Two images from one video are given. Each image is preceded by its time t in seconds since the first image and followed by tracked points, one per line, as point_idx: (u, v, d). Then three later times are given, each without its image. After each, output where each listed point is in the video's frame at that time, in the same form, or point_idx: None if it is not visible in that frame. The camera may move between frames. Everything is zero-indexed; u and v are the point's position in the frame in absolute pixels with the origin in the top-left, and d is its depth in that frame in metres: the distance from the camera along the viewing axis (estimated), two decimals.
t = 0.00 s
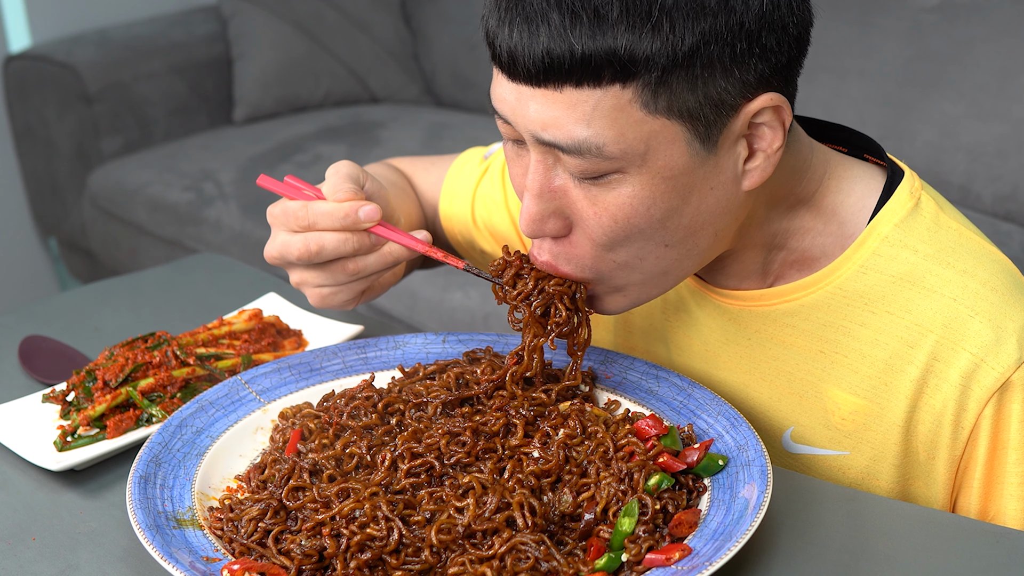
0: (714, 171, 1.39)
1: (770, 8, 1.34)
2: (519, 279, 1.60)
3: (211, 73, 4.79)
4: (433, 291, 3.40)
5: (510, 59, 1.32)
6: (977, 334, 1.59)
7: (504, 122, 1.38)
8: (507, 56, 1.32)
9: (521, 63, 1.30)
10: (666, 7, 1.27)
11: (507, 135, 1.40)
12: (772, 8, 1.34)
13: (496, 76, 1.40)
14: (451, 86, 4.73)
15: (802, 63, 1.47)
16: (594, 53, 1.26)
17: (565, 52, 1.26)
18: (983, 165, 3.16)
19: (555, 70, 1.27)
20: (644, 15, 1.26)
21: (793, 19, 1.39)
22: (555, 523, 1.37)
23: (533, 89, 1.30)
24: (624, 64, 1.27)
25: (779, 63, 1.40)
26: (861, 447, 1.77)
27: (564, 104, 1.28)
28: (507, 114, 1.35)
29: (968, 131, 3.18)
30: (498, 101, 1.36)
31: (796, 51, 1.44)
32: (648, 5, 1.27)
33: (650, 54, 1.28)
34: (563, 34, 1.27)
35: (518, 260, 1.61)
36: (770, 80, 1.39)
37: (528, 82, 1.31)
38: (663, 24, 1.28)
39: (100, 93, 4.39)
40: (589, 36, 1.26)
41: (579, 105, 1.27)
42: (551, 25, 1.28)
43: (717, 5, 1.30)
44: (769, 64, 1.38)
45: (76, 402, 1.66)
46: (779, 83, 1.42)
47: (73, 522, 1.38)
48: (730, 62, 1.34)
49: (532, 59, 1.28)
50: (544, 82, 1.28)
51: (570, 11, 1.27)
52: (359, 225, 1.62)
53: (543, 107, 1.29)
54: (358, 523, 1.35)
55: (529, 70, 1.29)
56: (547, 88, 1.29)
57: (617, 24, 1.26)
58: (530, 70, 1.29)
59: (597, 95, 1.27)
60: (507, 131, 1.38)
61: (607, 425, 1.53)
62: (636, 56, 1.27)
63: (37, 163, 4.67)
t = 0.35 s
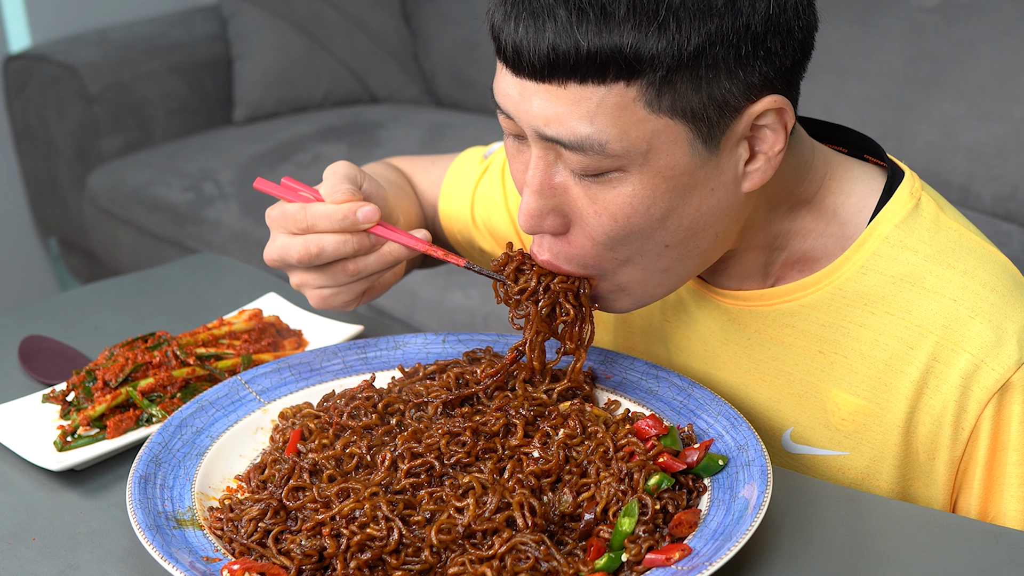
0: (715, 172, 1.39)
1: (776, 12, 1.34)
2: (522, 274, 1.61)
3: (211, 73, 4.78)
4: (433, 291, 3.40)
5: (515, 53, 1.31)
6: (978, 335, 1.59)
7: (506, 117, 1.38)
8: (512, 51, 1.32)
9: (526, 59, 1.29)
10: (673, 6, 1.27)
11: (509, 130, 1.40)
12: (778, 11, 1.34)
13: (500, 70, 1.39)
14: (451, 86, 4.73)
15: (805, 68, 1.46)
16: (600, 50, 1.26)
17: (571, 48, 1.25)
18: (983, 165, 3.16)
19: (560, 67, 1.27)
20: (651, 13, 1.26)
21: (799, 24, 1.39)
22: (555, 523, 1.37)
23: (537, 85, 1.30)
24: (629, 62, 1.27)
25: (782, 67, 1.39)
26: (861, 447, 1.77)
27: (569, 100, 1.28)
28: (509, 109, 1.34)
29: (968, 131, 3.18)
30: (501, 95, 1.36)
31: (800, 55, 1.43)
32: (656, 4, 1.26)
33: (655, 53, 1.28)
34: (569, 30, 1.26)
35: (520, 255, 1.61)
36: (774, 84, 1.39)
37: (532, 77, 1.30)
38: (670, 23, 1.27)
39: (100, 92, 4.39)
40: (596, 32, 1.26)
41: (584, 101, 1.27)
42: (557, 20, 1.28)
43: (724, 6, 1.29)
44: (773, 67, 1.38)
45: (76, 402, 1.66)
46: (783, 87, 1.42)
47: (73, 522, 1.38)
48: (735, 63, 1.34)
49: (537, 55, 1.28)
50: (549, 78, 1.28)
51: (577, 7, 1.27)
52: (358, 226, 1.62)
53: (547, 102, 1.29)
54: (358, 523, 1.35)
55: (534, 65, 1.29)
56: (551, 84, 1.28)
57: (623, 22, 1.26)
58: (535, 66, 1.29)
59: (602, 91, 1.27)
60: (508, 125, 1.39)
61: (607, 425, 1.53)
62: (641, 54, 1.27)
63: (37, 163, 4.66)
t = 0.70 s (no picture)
0: (716, 178, 1.39)
1: (776, 19, 1.33)
2: (516, 280, 1.60)
3: (211, 73, 4.78)
4: (433, 291, 3.40)
5: (513, 66, 1.31)
6: (980, 335, 1.59)
7: (507, 125, 1.38)
8: (510, 63, 1.32)
9: (524, 71, 1.29)
10: (671, 17, 1.26)
11: (510, 138, 1.40)
12: (777, 18, 1.34)
13: (499, 79, 1.39)
14: (451, 86, 4.73)
15: (806, 71, 1.47)
16: (598, 63, 1.25)
17: (569, 61, 1.25)
18: (983, 165, 3.16)
19: (558, 79, 1.27)
20: (649, 25, 1.26)
21: (798, 30, 1.38)
22: (555, 523, 1.37)
23: (536, 96, 1.30)
24: (628, 74, 1.26)
25: (782, 73, 1.39)
26: (863, 447, 1.77)
27: (568, 111, 1.28)
28: (510, 118, 1.35)
29: (968, 131, 3.18)
30: (502, 105, 1.37)
31: (801, 59, 1.43)
32: (654, 15, 1.26)
33: (654, 64, 1.28)
34: (567, 42, 1.26)
35: (514, 260, 1.61)
36: (773, 90, 1.39)
37: (530, 89, 1.30)
38: (668, 34, 1.27)
39: (100, 93, 4.38)
40: (593, 45, 1.25)
41: (584, 113, 1.27)
42: (554, 32, 1.27)
43: (722, 16, 1.29)
44: (772, 74, 1.38)
45: (76, 402, 1.66)
46: (784, 91, 1.42)
47: (73, 522, 1.38)
48: (734, 73, 1.34)
49: (535, 68, 1.28)
50: (547, 90, 1.28)
51: (574, 20, 1.27)
52: (354, 229, 1.61)
53: (547, 113, 1.29)
54: (358, 523, 1.35)
55: (532, 78, 1.29)
56: (549, 96, 1.28)
57: (621, 33, 1.26)
58: (533, 79, 1.29)
59: (601, 103, 1.27)
60: (509, 133, 1.39)
61: (607, 425, 1.53)
62: (640, 65, 1.27)
63: (37, 163, 4.66)
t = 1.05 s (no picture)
0: (712, 193, 1.39)
1: (784, 37, 1.33)
2: (518, 279, 1.60)
3: (211, 73, 4.79)
4: (433, 291, 3.40)
5: (518, 65, 1.31)
6: (983, 336, 1.59)
7: (506, 125, 1.38)
8: (516, 62, 1.31)
9: (529, 71, 1.29)
10: (680, 27, 1.26)
11: (508, 138, 1.40)
12: (786, 37, 1.33)
13: (503, 77, 1.39)
14: (451, 86, 4.73)
15: (809, 92, 1.46)
16: (604, 69, 1.25)
17: (575, 65, 1.25)
18: (983, 165, 3.16)
19: (563, 81, 1.27)
20: (657, 34, 1.26)
21: (806, 49, 1.38)
22: (555, 523, 1.37)
23: (538, 97, 1.30)
24: (633, 81, 1.26)
25: (787, 91, 1.39)
26: (865, 447, 1.77)
27: (569, 115, 1.28)
28: (510, 118, 1.35)
29: (968, 131, 3.17)
30: (502, 105, 1.37)
31: (805, 79, 1.43)
32: (663, 25, 1.25)
33: (659, 74, 1.27)
34: (574, 47, 1.26)
35: (517, 261, 1.61)
36: (778, 107, 1.39)
37: (534, 89, 1.30)
38: (676, 45, 1.27)
39: (100, 92, 4.38)
40: (601, 51, 1.25)
41: (585, 117, 1.27)
42: (563, 36, 1.27)
43: (732, 30, 1.28)
44: (778, 91, 1.38)
45: (76, 402, 1.66)
46: (786, 110, 1.41)
47: (73, 522, 1.38)
48: (739, 87, 1.33)
49: (540, 69, 1.28)
50: (551, 91, 1.28)
51: (583, 24, 1.26)
52: (349, 237, 1.62)
53: (547, 116, 1.29)
54: (358, 523, 1.35)
55: (537, 79, 1.28)
56: (552, 97, 1.28)
57: (629, 41, 1.25)
58: (538, 80, 1.29)
59: (603, 108, 1.27)
60: (507, 133, 1.39)
61: (607, 425, 1.53)
62: (646, 74, 1.27)
63: (37, 163, 4.67)
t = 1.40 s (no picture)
0: (704, 221, 1.39)
1: (799, 79, 1.32)
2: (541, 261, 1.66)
3: (211, 73, 4.78)
4: (433, 291, 3.40)
5: (530, 70, 1.30)
6: (974, 340, 1.59)
7: (503, 126, 1.38)
8: (528, 67, 1.30)
9: (541, 78, 1.28)
10: (699, 59, 1.24)
11: (505, 138, 1.40)
12: (800, 79, 1.32)
13: (509, 74, 1.38)
14: (451, 86, 4.73)
15: (815, 128, 1.45)
16: (617, 88, 1.24)
17: (588, 83, 1.24)
18: (983, 165, 3.16)
19: (573, 96, 1.26)
20: (676, 61, 1.24)
21: (818, 90, 1.37)
22: (555, 523, 1.37)
23: (543, 104, 1.29)
24: (643, 106, 1.25)
25: (794, 129, 1.38)
26: (859, 451, 1.77)
27: (572, 129, 1.27)
28: (510, 121, 1.34)
29: (968, 131, 3.17)
30: (504, 106, 1.36)
31: (811, 120, 1.42)
32: (682, 55, 1.23)
33: (670, 103, 1.26)
34: (589, 61, 1.24)
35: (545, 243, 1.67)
36: (783, 144, 1.38)
37: (541, 97, 1.29)
38: (692, 76, 1.25)
39: (100, 93, 4.38)
40: (616, 70, 1.24)
41: (590, 136, 1.26)
42: (580, 48, 1.25)
43: (750, 66, 1.26)
44: (785, 130, 1.37)
45: (76, 402, 1.66)
46: (790, 145, 1.40)
47: (74, 522, 1.38)
48: (748, 124, 1.32)
49: (552, 79, 1.27)
50: (558, 102, 1.27)
51: (602, 40, 1.24)
52: (371, 231, 1.62)
53: (548, 128, 1.28)
54: (358, 522, 1.35)
55: (547, 85, 1.27)
56: (558, 109, 1.28)
57: (645, 66, 1.23)
58: (548, 87, 1.27)
59: (609, 128, 1.26)
60: (505, 135, 1.39)
61: (607, 425, 1.53)
62: (656, 101, 1.25)
63: (37, 163, 4.67)
